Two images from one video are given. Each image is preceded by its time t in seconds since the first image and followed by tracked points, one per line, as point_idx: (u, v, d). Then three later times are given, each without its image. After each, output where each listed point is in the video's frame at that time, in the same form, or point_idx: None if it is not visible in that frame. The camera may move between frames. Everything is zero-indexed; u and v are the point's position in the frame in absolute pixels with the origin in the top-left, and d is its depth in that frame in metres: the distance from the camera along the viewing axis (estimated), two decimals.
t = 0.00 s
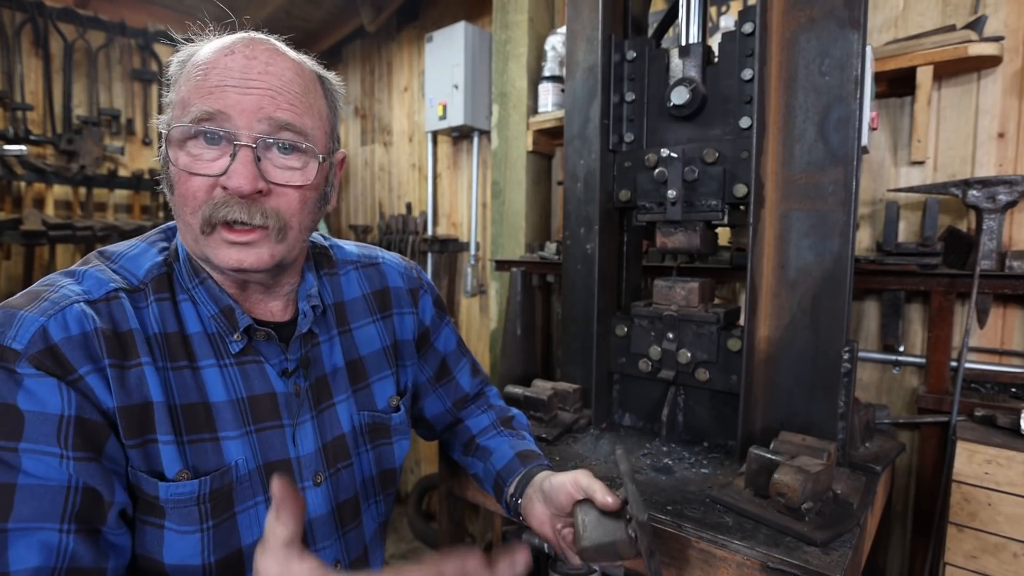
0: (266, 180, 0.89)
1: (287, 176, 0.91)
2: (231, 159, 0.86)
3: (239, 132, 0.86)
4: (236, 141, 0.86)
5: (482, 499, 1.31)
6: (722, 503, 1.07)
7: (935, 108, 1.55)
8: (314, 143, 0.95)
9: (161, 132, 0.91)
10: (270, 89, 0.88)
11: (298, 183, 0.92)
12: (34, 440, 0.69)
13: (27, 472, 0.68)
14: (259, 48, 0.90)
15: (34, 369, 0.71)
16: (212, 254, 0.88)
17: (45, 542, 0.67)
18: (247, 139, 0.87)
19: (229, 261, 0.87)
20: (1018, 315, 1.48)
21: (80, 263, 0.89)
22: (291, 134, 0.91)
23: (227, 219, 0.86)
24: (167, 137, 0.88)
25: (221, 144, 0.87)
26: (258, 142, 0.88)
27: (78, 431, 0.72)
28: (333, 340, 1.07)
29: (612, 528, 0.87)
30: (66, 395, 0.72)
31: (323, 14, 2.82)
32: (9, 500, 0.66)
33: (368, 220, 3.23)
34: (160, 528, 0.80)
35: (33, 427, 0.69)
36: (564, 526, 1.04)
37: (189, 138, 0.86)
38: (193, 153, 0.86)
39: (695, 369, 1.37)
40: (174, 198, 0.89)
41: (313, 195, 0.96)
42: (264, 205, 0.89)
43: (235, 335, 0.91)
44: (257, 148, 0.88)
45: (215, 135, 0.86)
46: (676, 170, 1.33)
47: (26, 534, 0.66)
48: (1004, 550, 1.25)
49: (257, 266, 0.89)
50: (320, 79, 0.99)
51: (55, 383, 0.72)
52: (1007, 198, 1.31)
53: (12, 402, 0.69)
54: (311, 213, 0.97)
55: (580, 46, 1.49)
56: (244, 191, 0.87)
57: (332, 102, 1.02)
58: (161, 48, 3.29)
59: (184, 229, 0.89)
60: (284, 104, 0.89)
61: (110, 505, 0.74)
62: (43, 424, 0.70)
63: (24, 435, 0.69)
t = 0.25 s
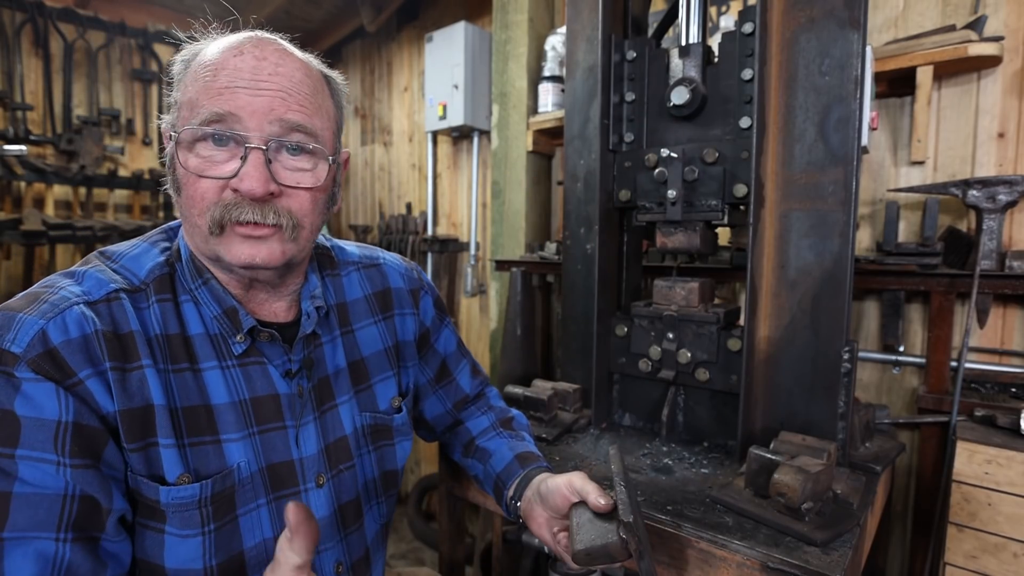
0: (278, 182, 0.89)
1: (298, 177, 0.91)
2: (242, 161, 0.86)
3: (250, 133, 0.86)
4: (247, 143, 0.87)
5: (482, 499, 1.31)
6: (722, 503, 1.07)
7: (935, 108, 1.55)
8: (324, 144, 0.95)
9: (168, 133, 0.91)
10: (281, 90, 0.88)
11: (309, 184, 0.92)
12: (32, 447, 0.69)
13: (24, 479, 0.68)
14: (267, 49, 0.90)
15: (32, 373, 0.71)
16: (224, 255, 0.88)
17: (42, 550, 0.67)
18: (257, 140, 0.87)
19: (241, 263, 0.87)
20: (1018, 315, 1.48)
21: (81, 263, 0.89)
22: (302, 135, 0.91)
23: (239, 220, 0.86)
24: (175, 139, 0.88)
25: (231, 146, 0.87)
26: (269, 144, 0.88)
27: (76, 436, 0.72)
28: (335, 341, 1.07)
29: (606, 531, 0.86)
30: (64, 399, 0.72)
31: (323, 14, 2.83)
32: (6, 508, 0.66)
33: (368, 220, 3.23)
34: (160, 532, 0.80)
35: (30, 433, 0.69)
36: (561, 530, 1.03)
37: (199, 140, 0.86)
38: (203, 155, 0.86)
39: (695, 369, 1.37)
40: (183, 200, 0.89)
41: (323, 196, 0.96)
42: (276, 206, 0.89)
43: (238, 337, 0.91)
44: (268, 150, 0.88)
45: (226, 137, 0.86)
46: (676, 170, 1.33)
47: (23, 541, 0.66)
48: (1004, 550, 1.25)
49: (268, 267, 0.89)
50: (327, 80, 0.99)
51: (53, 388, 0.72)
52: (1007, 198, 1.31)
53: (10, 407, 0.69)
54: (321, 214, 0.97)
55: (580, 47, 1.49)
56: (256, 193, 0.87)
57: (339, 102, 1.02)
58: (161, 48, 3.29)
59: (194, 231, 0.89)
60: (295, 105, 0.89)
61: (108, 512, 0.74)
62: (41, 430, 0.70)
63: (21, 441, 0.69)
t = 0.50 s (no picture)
0: (291, 184, 0.89)
1: (309, 179, 0.91)
2: (256, 163, 0.86)
3: (263, 135, 0.86)
4: (260, 145, 0.86)
5: (482, 499, 1.31)
6: (722, 503, 1.07)
7: (935, 108, 1.55)
8: (334, 146, 0.95)
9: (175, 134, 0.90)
10: (293, 92, 0.89)
11: (321, 186, 0.93)
12: (35, 455, 0.70)
13: (28, 487, 0.69)
14: (279, 50, 0.90)
15: (34, 380, 0.71)
16: (236, 257, 0.87)
17: (46, 558, 0.68)
18: (270, 142, 0.87)
19: (253, 264, 0.87)
20: (1018, 315, 1.48)
21: (81, 266, 0.89)
22: (314, 137, 0.91)
23: (252, 222, 0.86)
24: (185, 140, 0.87)
25: (244, 147, 0.86)
26: (282, 145, 0.88)
27: (79, 443, 0.72)
28: (336, 341, 1.07)
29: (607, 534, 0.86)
30: (66, 407, 0.72)
31: (323, 14, 2.83)
32: (10, 518, 0.67)
33: (368, 220, 3.23)
34: (163, 538, 0.80)
35: (34, 441, 0.70)
36: (561, 532, 1.03)
37: (211, 141, 0.86)
38: (215, 157, 0.86)
39: (695, 369, 1.37)
40: (192, 201, 0.88)
41: (332, 197, 0.97)
42: (289, 207, 0.89)
43: (240, 339, 0.91)
44: (282, 151, 0.88)
45: (238, 139, 0.86)
46: (676, 170, 1.33)
47: (28, 550, 0.67)
48: (1004, 550, 1.25)
49: (281, 268, 0.89)
50: (334, 82, 1.00)
51: (56, 395, 0.72)
52: (1007, 198, 1.31)
53: (12, 414, 0.70)
54: (329, 215, 0.97)
55: (580, 47, 1.49)
56: (270, 195, 0.87)
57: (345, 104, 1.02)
58: (161, 48, 3.29)
59: (204, 233, 0.88)
60: (307, 107, 0.90)
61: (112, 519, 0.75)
62: (44, 438, 0.70)
63: (24, 449, 0.69)
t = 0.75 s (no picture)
0: (297, 184, 0.89)
1: (316, 179, 0.92)
2: (262, 163, 0.86)
3: (270, 135, 0.86)
4: (266, 145, 0.86)
5: (482, 499, 1.31)
6: (722, 503, 1.07)
7: (935, 108, 1.55)
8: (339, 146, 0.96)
9: (178, 133, 0.89)
10: (300, 92, 0.89)
11: (326, 185, 0.93)
12: (33, 457, 0.69)
13: (26, 490, 0.69)
14: (285, 50, 0.90)
15: (33, 382, 0.71)
16: (240, 257, 0.87)
17: (46, 561, 0.68)
18: (278, 142, 0.87)
19: (258, 264, 0.88)
20: (1018, 315, 1.48)
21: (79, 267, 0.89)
22: (319, 137, 0.91)
23: (258, 222, 0.87)
24: (190, 139, 0.86)
25: (250, 147, 0.86)
26: (288, 146, 0.88)
27: (77, 445, 0.72)
28: (335, 342, 1.07)
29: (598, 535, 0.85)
30: (65, 409, 0.72)
31: (323, 14, 2.83)
32: (9, 520, 0.67)
33: (368, 220, 3.23)
34: (162, 539, 0.80)
35: (32, 443, 0.70)
36: (557, 534, 1.04)
37: (217, 141, 0.85)
38: (221, 156, 0.85)
39: (695, 369, 1.37)
40: (197, 201, 0.88)
41: (335, 197, 0.97)
42: (294, 208, 0.89)
43: (240, 340, 0.91)
44: (288, 152, 0.88)
45: (244, 139, 0.86)
46: (676, 170, 1.33)
47: (27, 553, 0.67)
48: (1004, 550, 1.25)
49: (285, 269, 0.89)
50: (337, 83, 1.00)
51: (54, 397, 0.72)
52: (1007, 198, 1.31)
53: (10, 416, 0.69)
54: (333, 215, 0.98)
55: (580, 47, 1.49)
56: (277, 195, 0.87)
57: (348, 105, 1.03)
58: (161, 48, 3.29)
59: (207, 233, 0.88)
60: (314, 107, 0.90)
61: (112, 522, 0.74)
62: (43, 440, 0.70)
63: (22, 451, 0.69)
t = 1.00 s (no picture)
0: (297, 184, 0.89)
1: (316, 178, 0.92)
2: (262, 163, 0.86)
3: (270, 135, 0.86)
4: (267, 144, 0.86)
5: (482, 500, 1.31)
6: (723, 503, 1.07)
7: (935, 108, 1.55)
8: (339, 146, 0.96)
9: (177, 133, 0.89)
10: (300, 92, 0.89)
11: (327, 185, 0.93)
12: (32, 461, 0.69)
13: (25, 494, 0.68)
14: (285, 50, 0.90)
15: (30, 385, 0.71)
16: (239, 258, 0.87)
17: (46, 564, 0.68)
18: (278, 141, 0.87)
19: (258, 265, 0.87)
20: (1018, 315, 1.48)
21: (77, 268, 0.88)
22: (320, 137, 0.91)
23: (259, 223, 0.86)
24: (189, 139, 0.86)
25: (249, 147, 0.86)
26: (289, 146, 0.88)
27: (77, 447, 0.72)
28: (333, 343, 1.06)
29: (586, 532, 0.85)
30: (64, 412, 0.72)
31: (323, 14, 2.83)
32: (9, 523, 0.67)
33: (368, 220, 3.23)
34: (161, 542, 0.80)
35: (31, 446, 0.70)
36: (553, 534, 1.03)
37: (217, 141, 0.85)
38: (221, 156, 0.85)
39: (695, 370, 1.37)
40: (196, 201, 0.87)
41: (336, 196, 0.97)
42: (295, 208, 0.89)
43: (239, 342, 0.91)
44: (288, 152, 0.88)
45: (244, 138, 0.86)
46: (676, 170, 1.33)
47: (27, 556, 0.67)
48: (1005, 550, 1.25)
49: (286, 270, 0.89)
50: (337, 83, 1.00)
51: (53, 400, 0.72)
52: (1007, 198, 1.31)
53: (9, 420, 0.69)
54: (333, 214, 0.98)
55: (580, 46, 1.49)
56: (277, 195, 0.87)
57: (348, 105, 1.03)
58: (161, 48, 3.28)
59: (207, 232, 0.88)
60: (314, 107, 0.90)
61: (112, 525, 0.74)
62: (42, 443, 0.70)
63: (21, 455, 0.69)
